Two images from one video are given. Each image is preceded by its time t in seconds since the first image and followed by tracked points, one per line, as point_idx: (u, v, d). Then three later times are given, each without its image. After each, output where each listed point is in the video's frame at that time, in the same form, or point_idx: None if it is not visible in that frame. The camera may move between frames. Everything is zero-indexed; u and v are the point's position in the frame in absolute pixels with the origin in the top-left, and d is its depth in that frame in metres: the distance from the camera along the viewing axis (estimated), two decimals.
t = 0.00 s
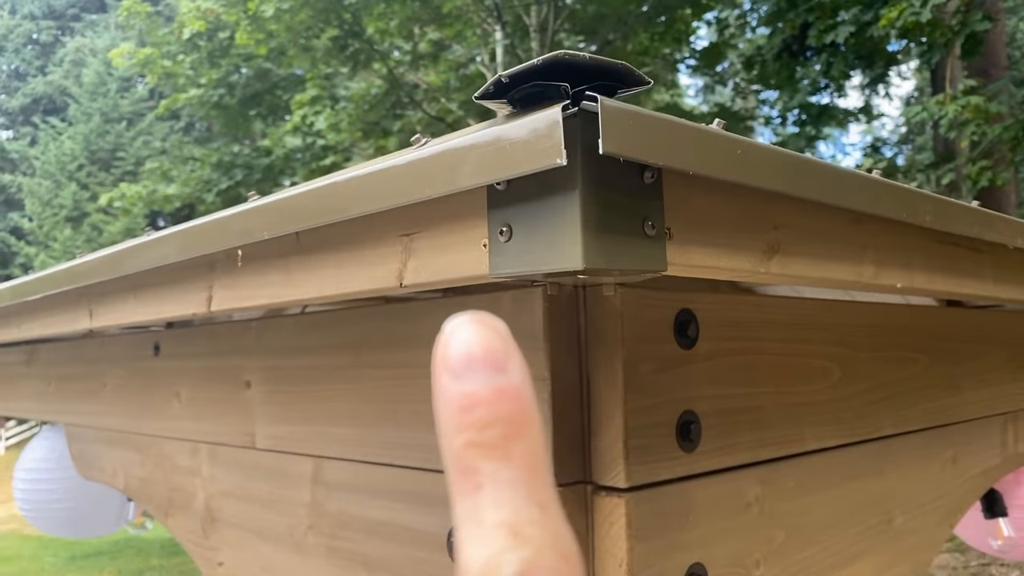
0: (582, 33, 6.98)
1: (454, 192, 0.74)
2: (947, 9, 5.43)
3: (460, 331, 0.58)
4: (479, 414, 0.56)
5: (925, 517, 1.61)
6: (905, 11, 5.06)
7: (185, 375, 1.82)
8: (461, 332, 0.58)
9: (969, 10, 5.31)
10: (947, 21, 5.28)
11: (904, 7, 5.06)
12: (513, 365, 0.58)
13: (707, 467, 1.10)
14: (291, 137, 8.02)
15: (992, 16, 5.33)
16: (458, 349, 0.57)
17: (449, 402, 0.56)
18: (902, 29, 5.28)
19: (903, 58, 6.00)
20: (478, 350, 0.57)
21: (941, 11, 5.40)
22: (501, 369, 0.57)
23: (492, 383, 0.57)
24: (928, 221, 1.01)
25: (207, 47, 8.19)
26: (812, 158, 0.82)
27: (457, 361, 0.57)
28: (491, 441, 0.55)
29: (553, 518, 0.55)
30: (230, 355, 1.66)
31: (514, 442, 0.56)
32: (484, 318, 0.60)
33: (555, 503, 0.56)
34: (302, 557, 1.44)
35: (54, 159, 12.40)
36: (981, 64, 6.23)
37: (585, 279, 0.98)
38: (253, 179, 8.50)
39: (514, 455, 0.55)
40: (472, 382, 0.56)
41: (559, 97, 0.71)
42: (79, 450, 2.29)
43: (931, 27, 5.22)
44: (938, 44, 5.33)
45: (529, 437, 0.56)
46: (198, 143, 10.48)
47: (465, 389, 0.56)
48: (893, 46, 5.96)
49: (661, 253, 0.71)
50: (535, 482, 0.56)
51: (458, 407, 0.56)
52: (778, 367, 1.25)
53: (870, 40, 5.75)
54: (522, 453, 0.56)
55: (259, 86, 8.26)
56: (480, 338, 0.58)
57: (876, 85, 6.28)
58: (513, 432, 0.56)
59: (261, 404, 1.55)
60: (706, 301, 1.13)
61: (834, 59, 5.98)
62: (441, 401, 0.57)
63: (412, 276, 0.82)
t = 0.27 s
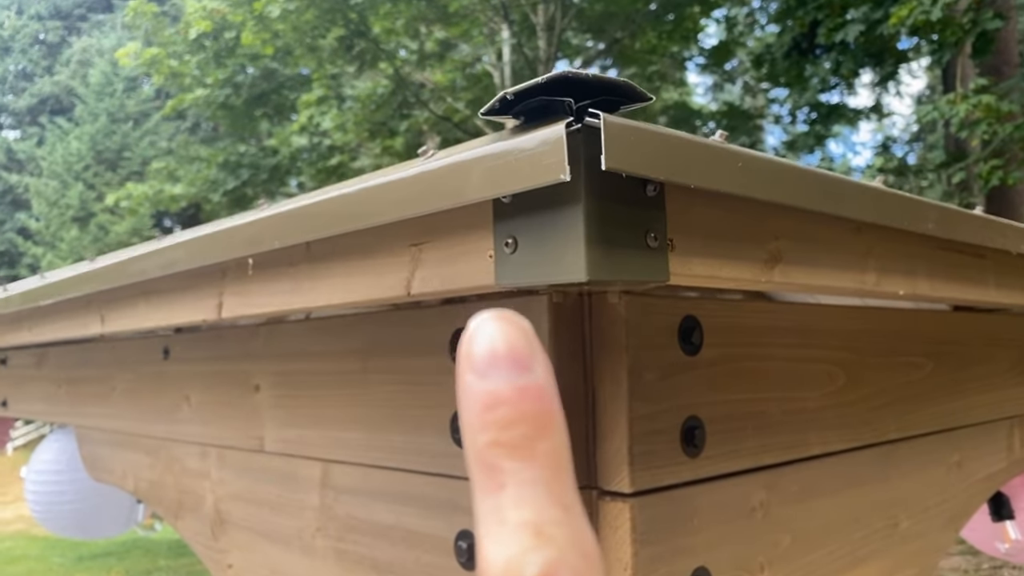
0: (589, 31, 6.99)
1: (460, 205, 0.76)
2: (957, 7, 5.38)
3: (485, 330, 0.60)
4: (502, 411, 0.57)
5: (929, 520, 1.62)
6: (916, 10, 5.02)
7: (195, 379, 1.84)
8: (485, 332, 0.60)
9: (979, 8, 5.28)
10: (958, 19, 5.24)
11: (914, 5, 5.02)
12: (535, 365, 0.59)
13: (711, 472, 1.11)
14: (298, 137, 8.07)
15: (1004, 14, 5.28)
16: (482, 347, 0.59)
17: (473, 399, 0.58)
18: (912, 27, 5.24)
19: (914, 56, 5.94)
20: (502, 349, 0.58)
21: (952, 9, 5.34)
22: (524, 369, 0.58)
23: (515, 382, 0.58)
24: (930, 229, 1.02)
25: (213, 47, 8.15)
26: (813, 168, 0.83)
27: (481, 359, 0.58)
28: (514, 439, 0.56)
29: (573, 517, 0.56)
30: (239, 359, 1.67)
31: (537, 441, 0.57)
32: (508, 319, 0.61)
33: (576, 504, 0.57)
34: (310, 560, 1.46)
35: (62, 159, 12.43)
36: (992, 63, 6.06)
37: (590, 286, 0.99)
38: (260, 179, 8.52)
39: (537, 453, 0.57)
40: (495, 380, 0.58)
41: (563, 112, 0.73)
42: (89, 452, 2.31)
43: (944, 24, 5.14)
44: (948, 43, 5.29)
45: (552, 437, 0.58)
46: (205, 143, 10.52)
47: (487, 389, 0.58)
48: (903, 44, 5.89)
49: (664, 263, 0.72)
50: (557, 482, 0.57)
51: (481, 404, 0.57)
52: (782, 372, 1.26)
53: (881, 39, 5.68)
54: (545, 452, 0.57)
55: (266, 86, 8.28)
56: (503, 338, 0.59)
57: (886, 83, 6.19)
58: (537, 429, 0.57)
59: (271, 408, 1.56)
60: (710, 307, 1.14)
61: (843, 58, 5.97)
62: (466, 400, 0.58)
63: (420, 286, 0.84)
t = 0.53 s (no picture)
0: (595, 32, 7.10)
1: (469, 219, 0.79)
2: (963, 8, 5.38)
3: (508, 367, 0.62)
4: (524, 449, 0.60)
5: (931, 521, 1.64)
6: (921, 11, 5.00)
7: (209, 382, 1.87)
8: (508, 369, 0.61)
9: (986, 9, 5.27)
10: (964, 20, 5.23)
11: (920, 6, 5.00)
12: (556, 402, 0.61)
13: (715, 474, 1.14)
14: (307, 138, 8.16)
15: (1010, 14, 5.28)
16: (506, 387, 0.61)
17: (497, 435, 0.60)
18: (918, 28, 5.22)
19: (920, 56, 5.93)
20: (525, 389, 0.60)
21: (958, 10, 5.34)
22: (545, 406, 0.61)
23: (536, 420, 0.60)
24: (928, 238, 1.04)
25: (223, 49, 8.24)
26: (813, 180, 0.86)
27: (505, 399, 0.60)
28: (535, 475, 0.60)
29: (590, 546, 0.60)
30: (252, 362, 1.71)
31: (557, 476, 0.60)
32: (530, 354, 0.63)
33: (593, 532, 0.61)
34: (322, 558, 1.49)
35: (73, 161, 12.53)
36: (998, 62, 6.01)
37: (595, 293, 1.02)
38: (269, 180, 8.57)
39: (557, 487, 0.60)
40: (518, 419, 0.60)
41: (570, 129, 0.77)
42: (104, 453, 2.35)
43: (948, 25, 5.13)
44: (954, 44, 5.29)
45: (571, 471, 0.61)
46: (215, 145, 10.59)
47: (509, 427, 0.60)
48: (909, 44, 5.87)
49: (666, 274, 0.75)
50: (576, 514, 0.60)
51: (505, 442, 0.60)
52: (785, 376, 1.28)
53: (888, 39, 5.66)
54: (565, 486, 0.60)
55: (275, 88, 8.34)
56: (525, 377, 0.61)
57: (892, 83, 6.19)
58: (557, 465, 0.60)
59: (284, 410, 1.60)
60: (714, 313, 1.16)
61: (849, 58, 5.90)
62: (489, 435, 0.61)
63: (431, 295, 0.87)
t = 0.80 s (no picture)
0: (600, 33, 7.08)
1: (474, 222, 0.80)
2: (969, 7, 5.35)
3: (531, 363, 0.72)
4: (546, 439, 0.69)
5: (934, 522, 1.65)
6: (927, 11, 4.96)
7: (216, 382, 1.89)
8: (531, 366, 0.72)
9: (992, 8, 5.25)
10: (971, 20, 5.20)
11: (926, 6, 4.96)
12: (575, 399, 0.71)
13: (718, 474, 1.15)
14: (311, 139, 8.18)
15: (1016, 14, 5.25)
16: (526, 378, 0.71)
17: (520, 425, 0.70)
18: (924, 28, 5.19)
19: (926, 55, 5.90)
20: (544, 381, 0.70)
21: (964, 10, 5.31)
22: (565, 401, 0.70)
23: (557, 413, 0.70)
24: (930, 240, 1.05)
25: (228, 50, 8.26)
26: (814, 183, 0.87)
27: (524, 390, 0.70)
28: (556, 465, 0.69)
29: (603, 530, 0.68)
30: (259, 362, 1.72)
31: (573, 467, 0.69)
32: (549, 351, 0.73)
33: (608, 523, 0.69)
34: (329, 557, 1.50)
35: (79, 161, 12.58)
36: (1004, 62, 5.87)
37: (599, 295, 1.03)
38: (274, 180, 8.57)
39: (575, 477, 0.69)
40: (539, 411, 0.69)
41: (575, 133, 0.78)
42: (111, 453, 2.37)
43: (955, 25, 5.10)
44: (960, 43, 5.26)
45: (585, 462, 0.70)
46: (220, 145, 10.63)
47: (531, 418, 0.70)
48: (914, 43, 5.85)
49: (670, 277, 0.76)
50: (591, 505, 0.69)
51: (527, 431, 0.69)
52: (788, 376, 1.29)
53: (892, 39, 5.62)
54: (582, 479, 0.69)
55: (280, 88, 8.35)
56: (546, 371, 0.71)
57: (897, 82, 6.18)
58: (575, 456, 0.69)
59: (291, 411, 1.61)
60: (717, 314, 1.17)
61: (855, 57, 5.86)
62: (513, 425, 0.70)
63: (436, 297, 0.88)
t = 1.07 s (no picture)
0: (603, 33, 7.07)
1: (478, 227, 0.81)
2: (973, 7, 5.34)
3: (516, 448, 0.70)
4: (533, 523, 0.64)
5: (935, 522, 1.65)
6: (931, 11, 4.95)
7: (221, 383, 1.90)
8: (518, 450, 0.69)
9: (996, 8, 5.23)
10: (974, 20, 5.20)
11: (930, 7, 4.95)
12: (562, 481, 0.68)
13: (720, 475, 1.16)
14: (315, 139, 8.21)
15: (1020, 14, 5.24)
16: (513, 463, 0.68)
17: (507, 507, 0.65)
18: (928, 28, 5.17)
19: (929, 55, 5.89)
20: (533, 462, 0.68)
21: (968, 10, 5.30)
22: (551, 484, 0.67)
23: (543, 497, 0.66)
24: (930, 243, 1.05)
25: (232, 50, 8.27)
26: (815, 187, 0.87)
27: (513, 473, 0.67)
28: (544, 549, 0.63)
29: None
30: (264, 364, 1.74)
31: (563, 552, 0.64)
32: (536, 439, 0.71)
33: None
34: (333, 557, 1.51)
35: (84, 161, 12.62)
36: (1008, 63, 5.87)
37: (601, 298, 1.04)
38: (278, 180, 8.56)
39: (564, 562, 0.63)
40: (527, 491, 0.66)
41: (576, 139, 0.79)
42: (117, 453, 2.38)
43: (959, 25, 5.09)
44: (963, 43, 5.25)
45: (576, 549, 0.64)
46: (225, 146, 10.66)
47: (517, 499, 0.65)
48: (918, 43, 5.84)
49: (670, 281, 0.77)
50: None
51: (514, 512, 0.65)
52: (790, 378, 1.30)
53: (896, 39, 5.62)
54: (571, 562, 0.64)
55: (284, 89, 8.38)
56: (532, 454, 0.69)
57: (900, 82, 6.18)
58: (564, 541, 0.64)
59: (295, 412, 1.62)
60: (718, 317, 1.18)
61: (858, 58, 5.85)
62: (500, 510, 0.66)
63: (440, 300, 0.89)
